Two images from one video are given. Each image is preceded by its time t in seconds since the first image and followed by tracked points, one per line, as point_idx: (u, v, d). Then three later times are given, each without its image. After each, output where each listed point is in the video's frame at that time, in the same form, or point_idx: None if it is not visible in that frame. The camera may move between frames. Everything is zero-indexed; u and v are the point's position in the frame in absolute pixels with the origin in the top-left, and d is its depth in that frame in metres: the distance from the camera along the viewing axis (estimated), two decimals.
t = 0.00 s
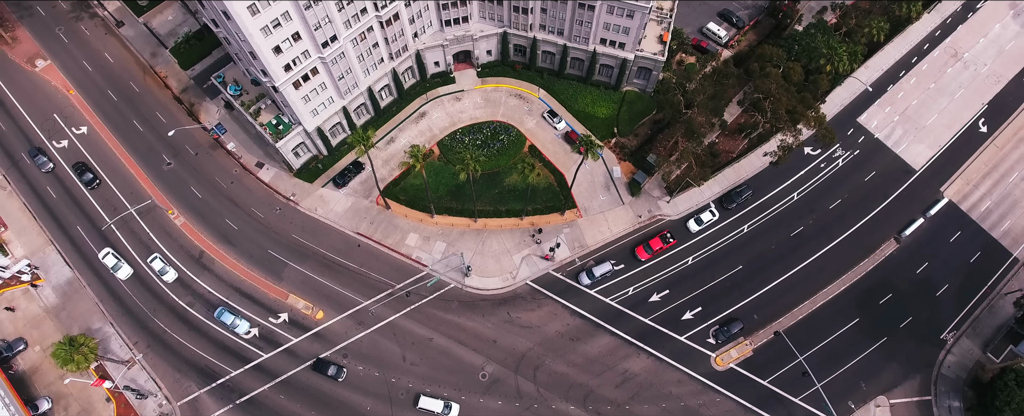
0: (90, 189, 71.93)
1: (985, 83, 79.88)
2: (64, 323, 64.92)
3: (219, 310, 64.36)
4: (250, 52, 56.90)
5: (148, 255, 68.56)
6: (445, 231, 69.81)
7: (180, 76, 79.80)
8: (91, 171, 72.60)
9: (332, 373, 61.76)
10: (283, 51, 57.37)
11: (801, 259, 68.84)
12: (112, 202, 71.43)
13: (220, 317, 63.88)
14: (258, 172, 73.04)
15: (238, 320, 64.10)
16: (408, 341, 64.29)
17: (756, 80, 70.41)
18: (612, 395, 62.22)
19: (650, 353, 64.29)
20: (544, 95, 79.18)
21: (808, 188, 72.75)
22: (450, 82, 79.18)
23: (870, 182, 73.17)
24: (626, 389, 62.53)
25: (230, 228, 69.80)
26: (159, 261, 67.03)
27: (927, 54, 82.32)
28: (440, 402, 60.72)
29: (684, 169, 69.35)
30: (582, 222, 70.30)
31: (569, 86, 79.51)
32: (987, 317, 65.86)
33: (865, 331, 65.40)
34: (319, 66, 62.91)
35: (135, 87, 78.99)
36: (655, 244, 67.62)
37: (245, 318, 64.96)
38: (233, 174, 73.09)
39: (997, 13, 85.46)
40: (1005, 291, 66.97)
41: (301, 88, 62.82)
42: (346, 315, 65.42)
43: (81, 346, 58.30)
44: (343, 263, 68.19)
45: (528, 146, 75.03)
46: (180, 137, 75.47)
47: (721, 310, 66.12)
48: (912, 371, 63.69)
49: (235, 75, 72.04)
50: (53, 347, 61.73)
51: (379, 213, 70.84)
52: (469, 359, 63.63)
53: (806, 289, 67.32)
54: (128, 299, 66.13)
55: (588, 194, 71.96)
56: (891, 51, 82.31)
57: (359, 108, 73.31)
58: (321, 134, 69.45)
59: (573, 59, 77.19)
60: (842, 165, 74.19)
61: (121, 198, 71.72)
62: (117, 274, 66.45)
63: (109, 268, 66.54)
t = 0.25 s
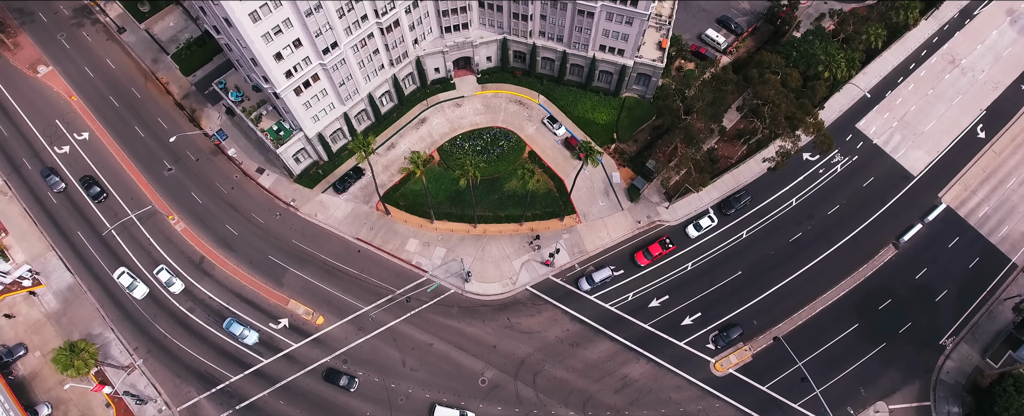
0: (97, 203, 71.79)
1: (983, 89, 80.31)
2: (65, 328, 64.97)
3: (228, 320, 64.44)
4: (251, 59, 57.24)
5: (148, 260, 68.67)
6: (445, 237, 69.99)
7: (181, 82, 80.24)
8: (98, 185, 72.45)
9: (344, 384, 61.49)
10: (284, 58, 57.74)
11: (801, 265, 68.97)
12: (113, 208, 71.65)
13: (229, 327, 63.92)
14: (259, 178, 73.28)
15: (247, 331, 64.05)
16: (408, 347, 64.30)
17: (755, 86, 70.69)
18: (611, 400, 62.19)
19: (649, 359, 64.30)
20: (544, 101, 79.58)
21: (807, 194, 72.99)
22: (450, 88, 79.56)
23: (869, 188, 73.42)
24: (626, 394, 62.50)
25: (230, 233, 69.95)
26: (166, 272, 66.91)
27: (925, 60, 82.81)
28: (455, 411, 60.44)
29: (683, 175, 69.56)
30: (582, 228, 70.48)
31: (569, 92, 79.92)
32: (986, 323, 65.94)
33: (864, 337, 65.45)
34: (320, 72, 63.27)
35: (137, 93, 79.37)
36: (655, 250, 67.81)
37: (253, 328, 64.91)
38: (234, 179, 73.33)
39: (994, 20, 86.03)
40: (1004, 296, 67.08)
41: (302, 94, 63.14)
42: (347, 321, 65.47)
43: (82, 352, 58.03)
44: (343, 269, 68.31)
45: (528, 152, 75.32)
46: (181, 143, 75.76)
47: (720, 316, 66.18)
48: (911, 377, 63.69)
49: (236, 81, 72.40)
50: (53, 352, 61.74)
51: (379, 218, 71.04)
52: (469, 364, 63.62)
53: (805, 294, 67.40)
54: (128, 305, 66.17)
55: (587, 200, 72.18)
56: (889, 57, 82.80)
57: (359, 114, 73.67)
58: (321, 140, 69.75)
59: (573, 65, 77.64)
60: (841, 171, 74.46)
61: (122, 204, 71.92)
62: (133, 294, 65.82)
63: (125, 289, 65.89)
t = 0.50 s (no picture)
0: (104, 216, 71.41)
1: (981, 95, 80.73)
2: (65, 334, 65.01)
3: (237, 332, 64.20)
4: (252, 66, 57.62)
5: (149, 266, 68.82)
6: (445, 243, 70.15)
7: (183, 88, 80.65)
8: (105, 198, 72.05)
9: (357, 394, 61.32)
10: (286, 64, 58.15)
11: (800, 271, 69.09)
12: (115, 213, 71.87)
13: (237, 339, 63.67)
14: (259, 184, 73.52)
15: (256, 341, 63.78)
16: (408, 352, 64.35)
17: (754, 92, 70.98)
18: (611, 406, 62.18)
19: (649, 364, 64.33)
20: (543, 107, 79.96)
21: (806, 199, 73.23)
22: (450, 94, 79.98)
23: (867, 194, 73.66)
24: (626, 400, 62.49)
25: (231, 239, 70.13)
26: (173, 284, 66.56)
27: (923, 66, 83.28)
28: None
29: (683, 181, 69.79)
30: (582, 234, 70.68)
31: (569, 98, 80.33)
32: (985, 328, 66.03)
33: (863, 342, 65.49)
34: (321, 79, 63.68)
35: (138, 99, 79.76)
36: (654, 256, 67.99)
37: (263, 340, 64.53)
38: (235, 185, 73.59)
39: (991, 26, 86.57)
40: (1003, 302, 67.22)
41: (303, 101, 63.53)
42: (347, 326, 65.53)
43: (82, 357, 58.21)
44: (343, 275, 68.43)
45: (528, 158, 75.60)
46: (182, 149, 76.05)
47: (719, 321, 66.25)
48: (911, 382, 63.71)
49: (238, 87, 72.76)
50: (54, 358, 61.78)
51: (379, 224, 71.23)
52: (469, 370, 63.64)
53: (804, 300, 67.50)
54: (129, 310, 66.27)
55: (587, 205, 72.40)
56: (887, 63, 83.25)
57: (360, 120, 74.03)
58: (322, 146, 70.06)
59: (572, 71, 78.08)
60: (839, 177, 74.72)
61: (124, 209, 72.14)
62: (150, 313, 65.26)
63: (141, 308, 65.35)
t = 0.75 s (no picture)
0: (112, 230, 71.10)
1: (979, 101, 81.10)
2: (66, 339, 65.11)
3: (247, 342, 63.95)
4: (254, 72, 58.02)
5: (150, 271, 68.97)
6: (445, 248, 70.33)
7: (185, 95, 81.10)
8: (114, 212, 72.05)
9: (371, 404, 61.04)
10: (287, 71, 58.59)
11: (799, 276, 69.19)
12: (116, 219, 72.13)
13: (248, 349, 63.42)
14: (260, 189, 73.80)
15: (266, 352, 63.53)
16: (408, 358, 64.37)
17: (754, 99, 71.32)
18: (611, 412, 62.16)
19: (649, 370, 64.33)
20: (543, 113, 80.35)
21: (805, 205, 73.42)
22: (451, 100, 80.39)
23: (866, 199, 73.86)
24: (625, 406, 62.47)
25: (232, 244, 70.32)
26: (180, 296, 66.39)
27: (922, 73, 83.70)
28: None
29: (682, 186, 70.04)
30: (581, 239, 70.86)
31: (569, 104, 80.72)
32: (984, 334, 66.06)
33: (863, 348, 65.50)
34: (322, 85, 64.09)
35: (140, 105, 80.20)
36: (654, 261, 68.13)
37: (272, 350, 64.31)
38: (236, 191, 73.87)
39: (989, 33, 87.07)
40: (1002, 307, 67.29)
41: (304, 107, 63.91)
42: (347, 332, 65.60)
43: (84, 363, 58.13)
44: (344, 280, 68.55)
45: (528, 164, 75.90)
46: (183, 155, 76.37)
47: (719, 327, 66.30)
48: (910, 388, 63.68)
49: (240, 93, 73.19)
50: (55, 363, 61.85)
51: (380, 229, 71.43)
52: (469, 375, 63.64)
53: (804, 305, 67.56)
54: (130, 316, 66.40)
55: (587, 211, 72.62)
56: (886, 70, 83.66)
57: (361, 126, 74.39)
58: (322, 152, 70.38)
59: (572, 77, 78.52)
60: (839, 183, 74.96)
61: (125, 215, 72.41)
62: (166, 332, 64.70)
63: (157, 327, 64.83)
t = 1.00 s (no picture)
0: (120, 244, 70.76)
1: (977, 107, 81.55)
2: (66, 345, 65.14)
3: (258, 354, 63.79)
4: (255, 79, 58.37)
5: (150, 277, 69.06)
6: (445, 254, 70.47)
7: (186, 101, 81.49)
8: (121, 226, 71.47)
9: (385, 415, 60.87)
10: (289, 78, 58.95)
11: (799, 282, 69.33)
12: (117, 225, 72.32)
13: (258, 361, 63.24)
14: (261, 195, 74.02)
15: (277, 364, 63.29)
16: (408, 363, 64.39)
17: (753, 105, 71.69)
18: None
19: (648, 375, 64.34)
20: (543, 119, 80.70)
21: (804, 211, 73.68)
22: (451, 106, 80.77)
23: (865, 205, 74.13)
24: (625, 411, 62.47)
25: (233, 250, 70.46)
26: (187, 307, 66.00)
27: (919, 79, 84.18)
28: None
29: (681, 192, 70.30)
30: (581, 245, 71.03)
31: (568, 110, 81.10)
32: (983, 339, 66.13)
33: (863, 353, 65.53)
34: (323, 92, 64.46)
35: (141, 111, 80.55)
36: (653, 267, 68.29)
37: (282, 362, 64.07)
38: (236, 197, 74.08)
39: (986, 39, 87.64)
40: (1001, 312, 67.42)
41: (305, 113, 64.23)
42: (348, 337, 65.64)
43: (84, 368, 58.17)
44: (344, 286, 68.66)
45: (528, 170, 76.16)
46: (185, 161, 76.63)
47: (719, 332, 66.36)
48: (910, 393, 63.71)
49: (241, 100, 73.57)
50: (55, 369, 61.86)
51: (380, 235, 71.60)
52: (469, 381, 63.63)
53: (803, 311, 67.64)
54: (130, 321, 66.45)
55: (587, 217, 72.82)
56: (884, 76, 84.12)
57: (361, 132, 74.71)
58: (323, 158, 70.64)
59: (572, 84, 78.95)
60: (837, 188, 75.22)
61: (126, 221, 72.60)
62: (184, 351, 64.15)
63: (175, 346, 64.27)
